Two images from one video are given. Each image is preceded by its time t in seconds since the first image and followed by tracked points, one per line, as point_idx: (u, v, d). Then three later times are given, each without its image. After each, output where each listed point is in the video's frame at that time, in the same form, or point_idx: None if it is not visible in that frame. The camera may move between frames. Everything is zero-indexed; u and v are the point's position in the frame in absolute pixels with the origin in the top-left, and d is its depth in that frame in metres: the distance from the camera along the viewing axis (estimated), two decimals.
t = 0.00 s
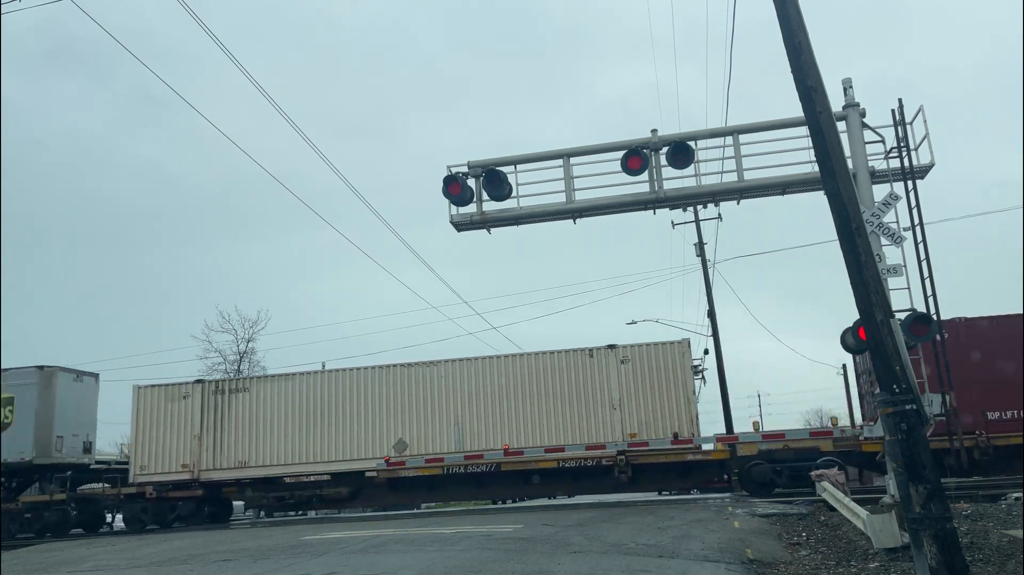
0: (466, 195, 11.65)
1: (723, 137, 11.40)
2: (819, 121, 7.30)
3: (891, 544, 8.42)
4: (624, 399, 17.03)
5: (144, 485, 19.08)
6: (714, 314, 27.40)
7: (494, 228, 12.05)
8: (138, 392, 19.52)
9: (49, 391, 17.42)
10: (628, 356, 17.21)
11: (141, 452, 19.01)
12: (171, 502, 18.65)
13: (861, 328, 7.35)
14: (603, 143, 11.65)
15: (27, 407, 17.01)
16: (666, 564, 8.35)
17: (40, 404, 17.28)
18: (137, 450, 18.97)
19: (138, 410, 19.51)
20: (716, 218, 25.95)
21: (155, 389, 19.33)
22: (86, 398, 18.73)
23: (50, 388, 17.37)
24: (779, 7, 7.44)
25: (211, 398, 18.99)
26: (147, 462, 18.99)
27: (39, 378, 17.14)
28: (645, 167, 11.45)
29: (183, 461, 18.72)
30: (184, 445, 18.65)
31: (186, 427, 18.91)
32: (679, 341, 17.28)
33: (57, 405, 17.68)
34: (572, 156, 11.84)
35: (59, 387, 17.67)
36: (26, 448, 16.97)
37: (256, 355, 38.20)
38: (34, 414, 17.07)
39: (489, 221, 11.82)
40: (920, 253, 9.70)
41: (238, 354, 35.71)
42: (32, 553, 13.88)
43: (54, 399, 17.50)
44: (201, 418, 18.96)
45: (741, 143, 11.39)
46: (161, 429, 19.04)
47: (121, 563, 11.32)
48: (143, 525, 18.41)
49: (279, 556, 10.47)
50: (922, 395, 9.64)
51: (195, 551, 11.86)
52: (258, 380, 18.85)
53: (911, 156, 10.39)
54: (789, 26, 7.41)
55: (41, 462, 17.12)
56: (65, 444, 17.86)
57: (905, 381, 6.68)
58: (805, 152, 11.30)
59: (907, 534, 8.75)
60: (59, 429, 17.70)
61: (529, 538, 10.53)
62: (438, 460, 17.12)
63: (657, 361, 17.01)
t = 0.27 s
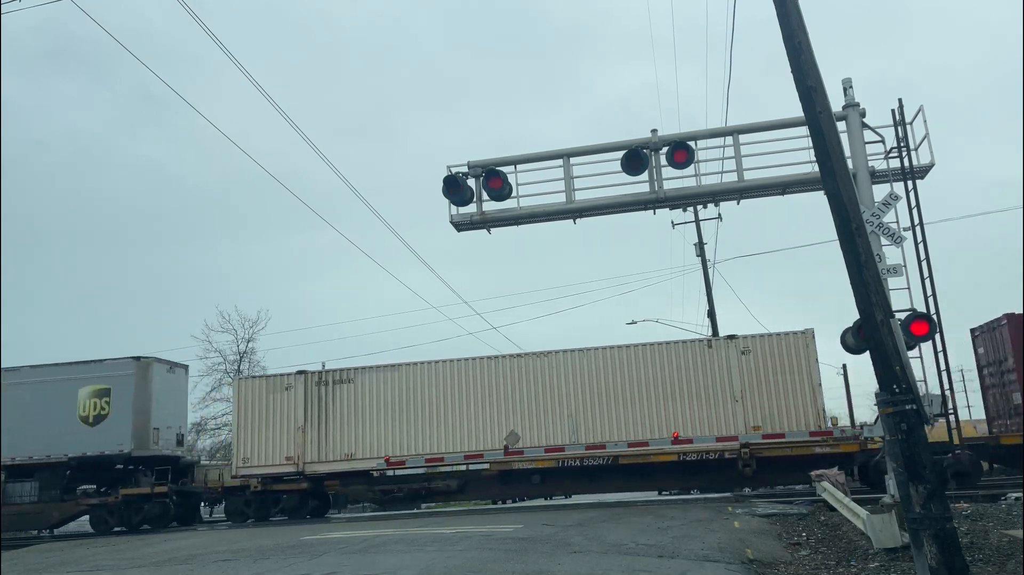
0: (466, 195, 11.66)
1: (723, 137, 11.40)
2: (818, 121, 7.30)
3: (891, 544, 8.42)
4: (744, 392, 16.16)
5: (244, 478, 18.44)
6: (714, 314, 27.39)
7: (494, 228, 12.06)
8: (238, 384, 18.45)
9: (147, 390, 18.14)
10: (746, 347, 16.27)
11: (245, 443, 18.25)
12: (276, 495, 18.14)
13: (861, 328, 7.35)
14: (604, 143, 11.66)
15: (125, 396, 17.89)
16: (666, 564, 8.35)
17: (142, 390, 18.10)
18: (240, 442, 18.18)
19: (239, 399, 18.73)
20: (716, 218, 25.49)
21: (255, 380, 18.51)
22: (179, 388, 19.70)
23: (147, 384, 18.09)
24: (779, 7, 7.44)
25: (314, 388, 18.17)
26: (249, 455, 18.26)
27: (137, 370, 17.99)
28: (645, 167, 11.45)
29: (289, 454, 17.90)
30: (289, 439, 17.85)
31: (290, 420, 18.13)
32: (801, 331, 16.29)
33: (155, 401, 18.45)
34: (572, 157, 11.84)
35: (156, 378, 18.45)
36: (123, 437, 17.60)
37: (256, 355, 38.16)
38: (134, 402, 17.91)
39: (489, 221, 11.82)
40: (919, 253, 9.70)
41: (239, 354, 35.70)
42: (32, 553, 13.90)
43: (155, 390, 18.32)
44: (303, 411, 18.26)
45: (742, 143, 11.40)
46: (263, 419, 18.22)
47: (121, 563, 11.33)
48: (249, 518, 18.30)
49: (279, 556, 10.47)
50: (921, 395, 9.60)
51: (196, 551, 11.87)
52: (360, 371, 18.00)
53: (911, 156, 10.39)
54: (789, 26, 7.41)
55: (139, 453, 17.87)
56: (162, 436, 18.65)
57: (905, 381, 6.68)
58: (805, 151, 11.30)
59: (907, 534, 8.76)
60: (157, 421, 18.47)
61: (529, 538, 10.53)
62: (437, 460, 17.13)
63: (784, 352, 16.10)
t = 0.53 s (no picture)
0: (466, 195, 11.66)
1: (723, 138, 11.41)
2: (818, 121, 7.30)
3: (891, 544, 8.42)
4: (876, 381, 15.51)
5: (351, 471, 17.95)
6: (714, 313, 27.41)
7: (494, 228, 12.06)
8: (342, 375, 18.17)
9: (245, 380, 17.96)
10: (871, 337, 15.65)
11: (350, 434, 17.98)
12: (384, 488, 17.56)
13: (860, 328, 7.35)
14: (603, 143, 11.66)
15: (226, 387, 17.77)
16: (666, 564, 8.36)
17: (241, 382, 17.95)
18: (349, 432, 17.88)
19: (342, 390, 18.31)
20: (716, 218, 26.31)
21: (359, 371, 18.14)
22: (273, 383, 19.52)
23: (246, 375, 17.91)
24: (779, 7, 7.44)
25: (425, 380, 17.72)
26: (355, 447, 17.94)
27: (238, 361, 17.96)
28: (645, 167, 11.45)
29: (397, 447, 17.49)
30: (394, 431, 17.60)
31: (397, 410, 17.73)
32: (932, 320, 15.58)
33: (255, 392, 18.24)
34: (572, 157, 11.84)
35: (256, 372, 18.26)
36: (224, 428, 17.46)
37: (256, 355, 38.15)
38: (231, 393, 17.77)
39: (489, 221, 11.82)
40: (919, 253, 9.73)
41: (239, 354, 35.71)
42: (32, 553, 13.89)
43: (253, 381, 18.15)
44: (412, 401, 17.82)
45: (742, 143, 11.40)
46: (367, 410, 17.89)
47: (121, 564, 11.34)
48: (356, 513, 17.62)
49: (279, 556, 10.47)
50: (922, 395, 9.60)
51: (196, 551, 11.88)
52: (472, 362, 17.50)
53: (911, 156, 10.39)
54: (789, 25, 7.41)
55: (241, 445, 17.66)
56: (261, 428, 18.54)
57: (905, 381, 6.68)
58: (805, 151, 11.31)
59: (907, 534, 8.76)
60: (256, 413, 18.26)
61: (529, 538, 10.54)
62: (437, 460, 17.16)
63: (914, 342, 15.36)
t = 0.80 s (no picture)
0: (466, 195, 11.66)
1: (723, 138, 11.42)
2: (819, 121, 7.30)
3: (891, 544, 8.42)
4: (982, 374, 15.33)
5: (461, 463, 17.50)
6: (714, 313, 27.43)
7: (494, 228, 12.06)
8: (450, 366, 17.75)
9: (348, 373, 17.83)
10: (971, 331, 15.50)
11: (463, 426, 17.54)
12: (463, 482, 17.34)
13: (861, 329, 7.35)
14: (603, 143, 11.66)
15: (329, 379, 17.72)
16: (666, 564, 8.36)
17: (344, 374, 17.80)
18: (461, 424, 17.44)
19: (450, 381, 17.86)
20: (716, 218, 26.58)
21: (467, 362, 17.73)
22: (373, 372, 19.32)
23: (349, 367, 17.77)
24: (779, 6, 7.44)
25: (538, 371, 17.36)
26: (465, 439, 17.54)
27: (342, 351, 17.80)
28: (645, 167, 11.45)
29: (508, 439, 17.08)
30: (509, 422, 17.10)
31: (510, 403, 17.31)
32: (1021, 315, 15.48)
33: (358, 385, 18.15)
34: (572, 157, 11.85)
35: (358, 363, 18.06)
36: (330, 421, 17.54)
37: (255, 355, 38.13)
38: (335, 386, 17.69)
39: (489, 221, 11.82)
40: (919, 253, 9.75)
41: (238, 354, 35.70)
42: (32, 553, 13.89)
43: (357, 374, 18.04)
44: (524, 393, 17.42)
45: (741, 143, 11.41)
46: (482, 403, 17.47)
47: (121, 563, 11.34)
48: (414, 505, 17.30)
49: (279, 556, 10.48)
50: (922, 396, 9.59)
51: (196, 551, 11.88)
52: (582, 351, 17.16)
53: (910, 157, 10.40)
54: (789, 25, 7.41)
55: (346, 437, 17.69)
56: (363, 420, 18.36)
57: (905, 381, 6.68)
58: (805, 151, 11.31)
59: (907, 534, 8.76)
60: (359, 405, 18.12)
61: (529, 538, 10.54)
62: (437, 460, 17.18)
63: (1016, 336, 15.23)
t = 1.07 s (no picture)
0: (466, 195, 11.66)
1: (723, 138, 11.42)
2: (819, 121, 7.30)
3: (891, 543, 8.43)
4: None
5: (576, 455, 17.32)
6: (714, 313, 27.44)
7: (494, 228, 12.07)
8: (564, 356, 17.63)
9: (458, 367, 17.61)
10: None
11: (575, 418, 17.38)
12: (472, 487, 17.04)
13: (861, 329, 7.35)
14: (603, 143, 11.66)
15: (437, 371, 17.46)
16: (666, 564, 8.36)
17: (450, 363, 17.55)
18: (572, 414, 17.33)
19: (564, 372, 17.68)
20: (716, 218, 27.03)
21: (581, 353, 17.63)
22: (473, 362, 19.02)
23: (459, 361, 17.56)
24: (779, 7, 7.44)
25: (653, 362, 17.21)
26: (579, 431, 17.32)
27: (448, 341, 17.56)
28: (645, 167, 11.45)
29: (627, 431, 16.97)
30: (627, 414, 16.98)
31: (625, 395, 17.16)
32: None
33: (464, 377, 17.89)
34: (572, 157, 11.85)
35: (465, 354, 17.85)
36: (439, 413, 17.28)
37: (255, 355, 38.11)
38: (441, 379, 17.41)
39: (489, 221, 11.82)
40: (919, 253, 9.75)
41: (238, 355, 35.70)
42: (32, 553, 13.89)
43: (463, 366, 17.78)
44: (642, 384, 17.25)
45: (741, 143, 11.41)
46: (598, 393, 17.35)
47: (122, 563, 11.34)
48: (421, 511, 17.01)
49: (280, 556, 10.48)
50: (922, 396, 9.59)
51: (196, 551, 11.88)
52: (703, 342, 17.01)
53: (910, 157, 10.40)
54: (789, 25, 7.41)
55: (455, 429, 17.39)
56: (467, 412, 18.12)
57: (905, 381, 6.68)
58: (805, 151, 11.30)
59: (907, 534, 8.76)
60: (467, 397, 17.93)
61: (529, 538, 10.55)
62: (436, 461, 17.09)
63: None
